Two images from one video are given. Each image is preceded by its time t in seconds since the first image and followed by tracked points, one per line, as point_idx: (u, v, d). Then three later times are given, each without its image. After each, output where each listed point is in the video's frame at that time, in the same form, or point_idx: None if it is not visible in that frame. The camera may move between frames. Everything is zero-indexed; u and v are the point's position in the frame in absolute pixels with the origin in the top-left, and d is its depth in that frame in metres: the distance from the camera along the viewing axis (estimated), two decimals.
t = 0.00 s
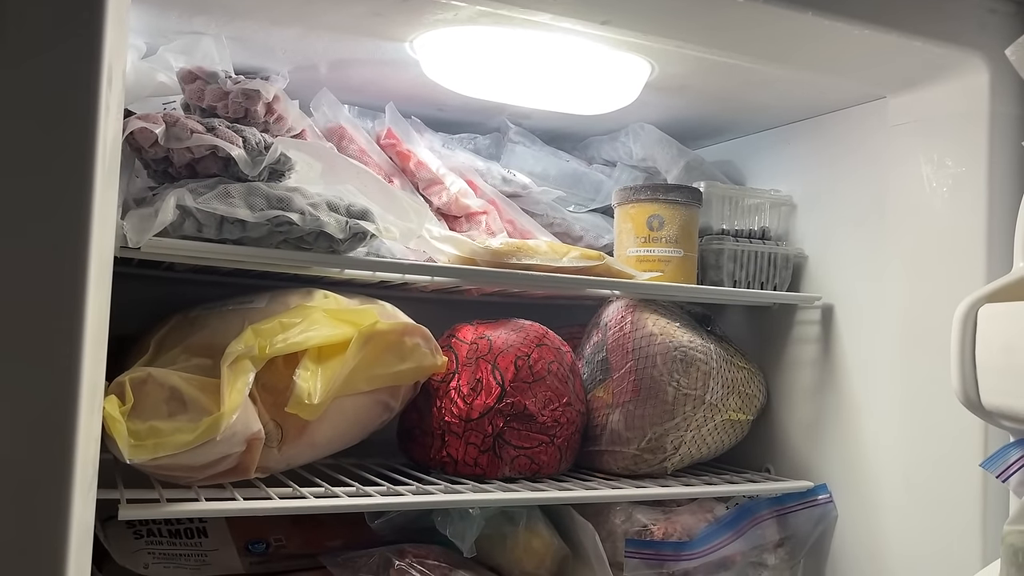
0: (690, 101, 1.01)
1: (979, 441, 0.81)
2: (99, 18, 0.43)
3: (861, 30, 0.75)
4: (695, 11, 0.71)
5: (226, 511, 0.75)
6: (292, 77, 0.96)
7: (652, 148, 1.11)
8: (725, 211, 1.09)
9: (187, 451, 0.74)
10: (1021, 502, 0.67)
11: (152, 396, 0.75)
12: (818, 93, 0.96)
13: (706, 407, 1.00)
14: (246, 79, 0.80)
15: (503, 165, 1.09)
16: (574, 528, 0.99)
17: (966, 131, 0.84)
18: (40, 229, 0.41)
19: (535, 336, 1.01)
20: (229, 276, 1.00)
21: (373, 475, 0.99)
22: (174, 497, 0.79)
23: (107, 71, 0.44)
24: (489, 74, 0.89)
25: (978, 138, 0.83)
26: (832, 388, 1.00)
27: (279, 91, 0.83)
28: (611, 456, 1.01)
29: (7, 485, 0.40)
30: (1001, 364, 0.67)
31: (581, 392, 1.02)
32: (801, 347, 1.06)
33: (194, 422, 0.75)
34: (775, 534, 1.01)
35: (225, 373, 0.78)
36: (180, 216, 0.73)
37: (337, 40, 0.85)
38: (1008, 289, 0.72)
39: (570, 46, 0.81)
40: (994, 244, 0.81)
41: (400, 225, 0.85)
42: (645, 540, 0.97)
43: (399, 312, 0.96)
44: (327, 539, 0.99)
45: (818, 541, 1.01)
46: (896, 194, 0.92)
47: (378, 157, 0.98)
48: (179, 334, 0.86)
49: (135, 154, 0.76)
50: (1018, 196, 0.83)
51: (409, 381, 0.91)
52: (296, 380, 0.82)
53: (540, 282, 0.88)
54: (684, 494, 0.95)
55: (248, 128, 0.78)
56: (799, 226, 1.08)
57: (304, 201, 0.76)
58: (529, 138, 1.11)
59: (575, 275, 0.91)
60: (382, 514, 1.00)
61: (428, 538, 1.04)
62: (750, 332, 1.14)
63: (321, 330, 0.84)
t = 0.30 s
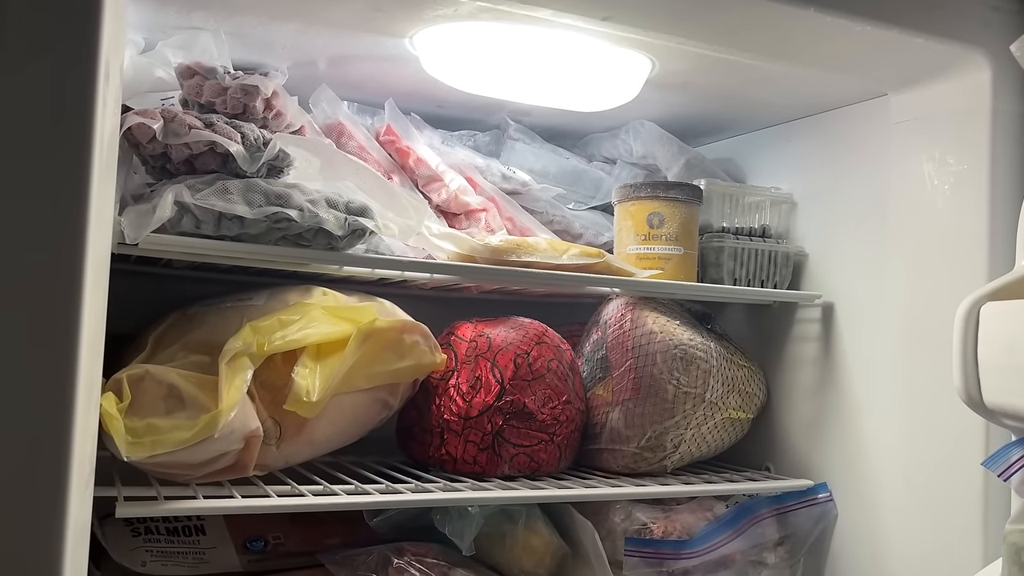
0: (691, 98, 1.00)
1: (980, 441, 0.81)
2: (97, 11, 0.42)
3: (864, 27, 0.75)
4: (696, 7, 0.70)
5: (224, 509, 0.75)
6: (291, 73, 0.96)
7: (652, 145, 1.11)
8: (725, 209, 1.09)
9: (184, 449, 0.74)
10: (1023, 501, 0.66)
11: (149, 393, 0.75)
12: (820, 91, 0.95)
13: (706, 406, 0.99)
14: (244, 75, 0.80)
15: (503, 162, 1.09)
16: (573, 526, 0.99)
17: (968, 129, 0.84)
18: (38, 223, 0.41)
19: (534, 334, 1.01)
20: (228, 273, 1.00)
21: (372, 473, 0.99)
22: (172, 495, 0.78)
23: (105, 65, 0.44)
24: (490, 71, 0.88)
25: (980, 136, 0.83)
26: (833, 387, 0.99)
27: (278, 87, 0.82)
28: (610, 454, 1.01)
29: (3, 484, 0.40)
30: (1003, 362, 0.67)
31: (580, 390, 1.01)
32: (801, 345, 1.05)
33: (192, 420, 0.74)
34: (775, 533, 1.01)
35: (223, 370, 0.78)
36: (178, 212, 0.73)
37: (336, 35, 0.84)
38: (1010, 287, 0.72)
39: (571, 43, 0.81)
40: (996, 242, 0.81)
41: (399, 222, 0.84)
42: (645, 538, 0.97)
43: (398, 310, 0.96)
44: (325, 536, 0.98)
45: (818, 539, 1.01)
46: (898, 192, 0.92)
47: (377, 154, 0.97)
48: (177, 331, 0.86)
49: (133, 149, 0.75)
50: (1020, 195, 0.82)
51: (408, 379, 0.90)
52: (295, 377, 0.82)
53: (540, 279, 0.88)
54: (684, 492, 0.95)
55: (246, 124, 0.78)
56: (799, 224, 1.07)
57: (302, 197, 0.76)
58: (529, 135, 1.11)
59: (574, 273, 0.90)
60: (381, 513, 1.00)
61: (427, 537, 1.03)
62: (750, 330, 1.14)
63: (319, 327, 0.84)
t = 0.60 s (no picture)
0: (689, 94, 1.00)
1: (978, 438, 0.80)
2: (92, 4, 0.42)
3: (863, 23, 0.75)
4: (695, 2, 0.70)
5: (220, 505, 0.75)
6: (288, 69, 0.95)
7: (651, 142, 1.10)
8: (723, 206, 1.08)
9: (181, 444, 0.74)
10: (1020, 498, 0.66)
11: (146, 389, 0.75)
12: (818, 87, 0.95)
13: (704, 402, 0.99)
14: (241, 70, 0.79)
15: (501, 158, 1.09)
16: (570, 522, 0.99)
17: (966, 126, 0.84)
18: (31, 218, 0.40)
19: (532, 330, 1.01)
20: (225, 269, 1.00)
21: (369, 469, 0.98)
22: (168, 491, 0.78)
23: (100, 59, 0.44)
24: (487, 66, 0.88)
25: (978, 133, 0.83)
26: (831, 384, 0.99)
27: (275, 82, 0.82)
28: (608, 450, 1.01)
29: None
30: (1001, 360, 0.67)
31: (578, 387, 1.01)
32: (799, 343, 1.05)
33: (188, 416, 0.74)
34: (773, 530, 1.01)
35: (220, 366, 0.77)
36: (175, 208, 0.72)
37: (334, 31, 0.84)
38: (1008, 284, 0.72)
39: (568, 38, 0.81)
40: (994, 240, 0.81)
41: (397, 218, 0.84)
42: (643, 535, 0.96)
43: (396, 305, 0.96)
44: (322, 533, 0.98)
45: (816, 536, 1.01)
46: (896, 189, 0.92)
47: (375, 150, 0.97)
48: (174, 326, 0.86)
49: (129, 145, 0.75)
50: (1019, 193, 0.82)
51: (406, 375, 0.90)
52: (292, 373, 0.82)
53: (538, 276, 0.88)
54: (681, 489, 0.95)
55: (243, 120, 0.77)
56: (798, 221, 1.07)
57: (299, 193, 0.76)
58: (528, 131, 1.11)
59: (572, 269, 0.90)
60: (378, 509, 0.99)
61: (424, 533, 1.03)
62: (748, 328, 1.14)
63: (317, 323, 0.84)
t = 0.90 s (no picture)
0: (691, 85, 1.00)
1: (981, 429, 0.80)
2: None
3: (868, 14, 0.74)
4: None
5: (221, 495, 0.75)
6: (289, 59, 0.95)
7: (653, 134, 1.10)
8: (726, 197, 1.08)
9: (182, 434, 0.74)
10: None
11: (147, 378, 0.75)
12: (822, 79, 0.95)
13: (706, 394, 0.99)
14: (243, 59, 0.79)
15: (503, 150, 1.08)
16: (572, 515, 0.98)
17: (970, 117, 0.84)
18: (31, 201, 0.40)
19: (534, 322, 1.01)
20: (226, 260, 0.99)
21: (370, 462, 0.98)
22: (169, 481, 0.78)
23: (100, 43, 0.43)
24: (490, 57, 0.88)
25: (982, 124, 0.83)
26: (833, 376, 0.99)
27: (276, 72, 0.82)
28: (610, 443, 1.00)
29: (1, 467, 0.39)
30: (1005, 350, 0.67)
31: (580, 379, 1.01)
32: (802, 335, 1.05)
33: (189, 406, 0.74)
34: (774, 523, 1.00)
35: (221, 356, 0.77)
36: (176, 197, 0.72)
37: (335, 20, 0.83)
38: (1012, 275, 0.72)
39: (571, 28, 0.81)
40: (998, 231, 0.81)
41: (399, 208, 0.84)
42: (644, 527, 0.96)
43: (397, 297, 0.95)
44: (323, 525, 0.98)
45: (818, 527, 1.00)
46: (900, 181, 0.92)
47: (377, 141, 0.97)
48: (175, 317, 0.86)
49: (130, 134, 0.75)
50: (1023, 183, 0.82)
51: (407, 367, 0.90)
52: (293, 364, 0.82)
53: (541, 267, 0.87)
54: (683, 482, 0.95)
55: (245, 109, 0.77)
56: (800, 213, 1.06)
57: (301, 182, 0.75)
58: (530, 123, 1.10)
59: (574, 260, 0.90)
60: (379, 501, 0.99)
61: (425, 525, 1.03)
62: (750, 320, 1.13)
63: (318, 314, 0.84)
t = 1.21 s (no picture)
0: (690, 75, 1.00)
1: (979, 417, 0.80)
2: None
3: (868, 2, 0.74)
4: None
5: (220, 483, 0.75)
6: (287, 49, 0.95)
7: (653, 124, 1.10)
8: (725, 187, 1.07)
9: (180, 423, 0.74)
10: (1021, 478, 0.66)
11: (145, 366, 0.75)
12: (821, 68, 0.94)
13: (704, 384, 0.99)
14: (240, 47, 0.79)
15: (502, 140, 1.08)
16: (570, 505, 0.99)
17: (970, 106, 0.84)
18: (28, 184, 0.40)
19: (533, 313, 1.01)
20: (225, 250, 0.99)
21: (368, 451, 0.98)
22: (167, 470, 0.78)
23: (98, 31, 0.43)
24: (489, 46, 0.88)
25: (981, 113, 0.82)
26: (831, 367, 0.99)
27: (274, 60, 0.82)
28: (608, 433, 1.00)
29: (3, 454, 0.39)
30: (1003, 338, 0.67)
31: (578, 369, 1.01)
32: (800, 326, 1.05)
33: (187, 394, 0.74)
34: (773, 513, 1.00)
35: (219, 344, 0.77)
36: (174, 184, 0.72)
37: (334, 9, 0.83)
38: (1012, 263, 0.72)
39: (570, 17, 0.80)
40: (997, 220, 0.81)
41: (397, 197, 0.84)
42: (642, 517, 0.95)
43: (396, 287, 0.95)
44: (322, 515, 0.98)
45: (816, 518, 1.00)
46: (899, 171, 0.92)
47: (375, 130, 0.96)
48: (173, 307, 0.86)
49: (128, 123, 0.74)
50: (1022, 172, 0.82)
51: (405, 358, 0.90)
52: (292, 353, 0.82)
53: (539, 256, 0.87)
54: (682, 471, 0.95)
55: (242, 97, 0.77)
56: (800, 204, 1.06)
57: (299, 170, 0.75)
58: (529, 113, 1.10)
59: (574, 250, 0.89)
60: (378, 491, 0.99)
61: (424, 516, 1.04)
62: (748, 311, 1.13)
63: (317, 303, 0.84)
